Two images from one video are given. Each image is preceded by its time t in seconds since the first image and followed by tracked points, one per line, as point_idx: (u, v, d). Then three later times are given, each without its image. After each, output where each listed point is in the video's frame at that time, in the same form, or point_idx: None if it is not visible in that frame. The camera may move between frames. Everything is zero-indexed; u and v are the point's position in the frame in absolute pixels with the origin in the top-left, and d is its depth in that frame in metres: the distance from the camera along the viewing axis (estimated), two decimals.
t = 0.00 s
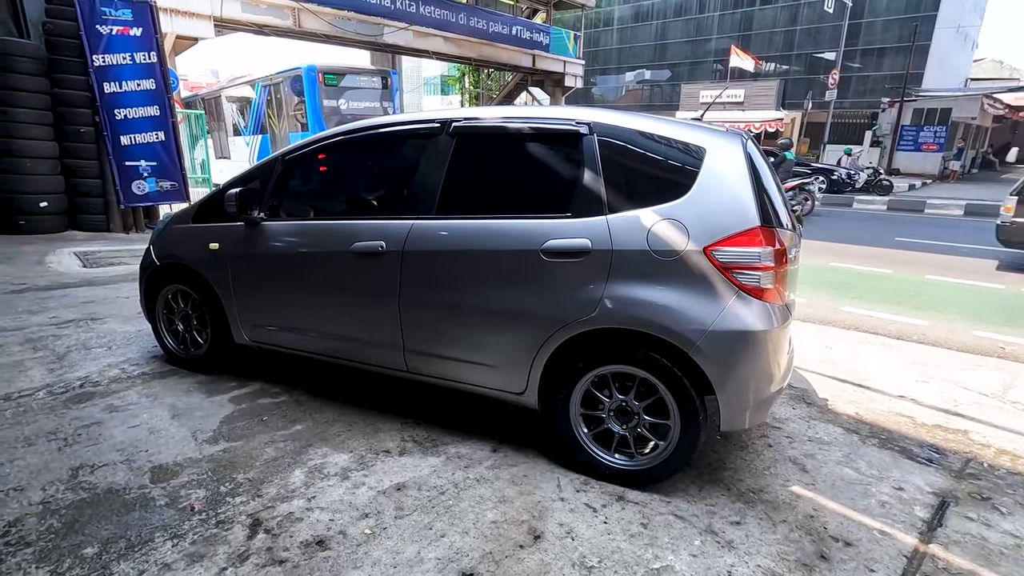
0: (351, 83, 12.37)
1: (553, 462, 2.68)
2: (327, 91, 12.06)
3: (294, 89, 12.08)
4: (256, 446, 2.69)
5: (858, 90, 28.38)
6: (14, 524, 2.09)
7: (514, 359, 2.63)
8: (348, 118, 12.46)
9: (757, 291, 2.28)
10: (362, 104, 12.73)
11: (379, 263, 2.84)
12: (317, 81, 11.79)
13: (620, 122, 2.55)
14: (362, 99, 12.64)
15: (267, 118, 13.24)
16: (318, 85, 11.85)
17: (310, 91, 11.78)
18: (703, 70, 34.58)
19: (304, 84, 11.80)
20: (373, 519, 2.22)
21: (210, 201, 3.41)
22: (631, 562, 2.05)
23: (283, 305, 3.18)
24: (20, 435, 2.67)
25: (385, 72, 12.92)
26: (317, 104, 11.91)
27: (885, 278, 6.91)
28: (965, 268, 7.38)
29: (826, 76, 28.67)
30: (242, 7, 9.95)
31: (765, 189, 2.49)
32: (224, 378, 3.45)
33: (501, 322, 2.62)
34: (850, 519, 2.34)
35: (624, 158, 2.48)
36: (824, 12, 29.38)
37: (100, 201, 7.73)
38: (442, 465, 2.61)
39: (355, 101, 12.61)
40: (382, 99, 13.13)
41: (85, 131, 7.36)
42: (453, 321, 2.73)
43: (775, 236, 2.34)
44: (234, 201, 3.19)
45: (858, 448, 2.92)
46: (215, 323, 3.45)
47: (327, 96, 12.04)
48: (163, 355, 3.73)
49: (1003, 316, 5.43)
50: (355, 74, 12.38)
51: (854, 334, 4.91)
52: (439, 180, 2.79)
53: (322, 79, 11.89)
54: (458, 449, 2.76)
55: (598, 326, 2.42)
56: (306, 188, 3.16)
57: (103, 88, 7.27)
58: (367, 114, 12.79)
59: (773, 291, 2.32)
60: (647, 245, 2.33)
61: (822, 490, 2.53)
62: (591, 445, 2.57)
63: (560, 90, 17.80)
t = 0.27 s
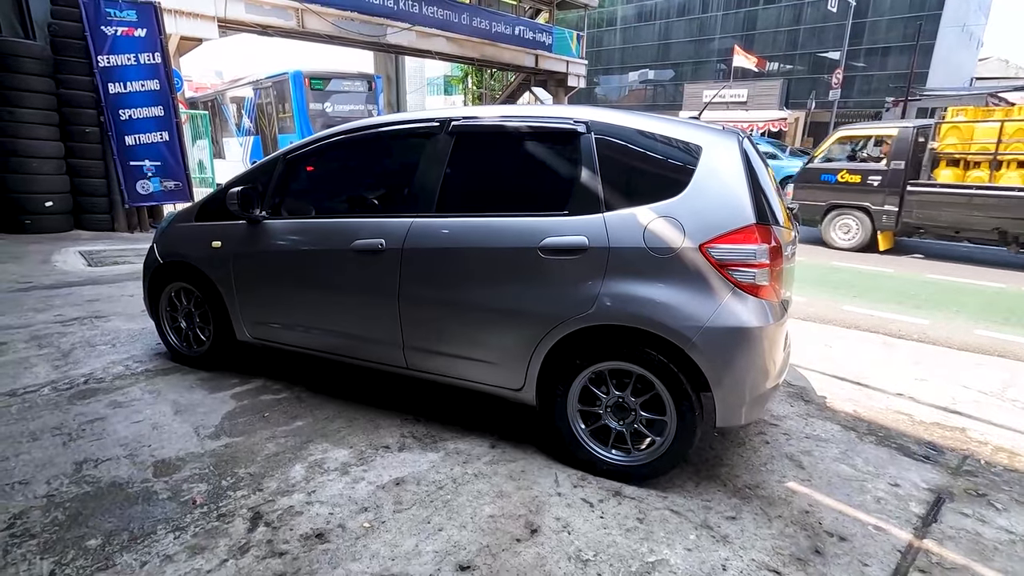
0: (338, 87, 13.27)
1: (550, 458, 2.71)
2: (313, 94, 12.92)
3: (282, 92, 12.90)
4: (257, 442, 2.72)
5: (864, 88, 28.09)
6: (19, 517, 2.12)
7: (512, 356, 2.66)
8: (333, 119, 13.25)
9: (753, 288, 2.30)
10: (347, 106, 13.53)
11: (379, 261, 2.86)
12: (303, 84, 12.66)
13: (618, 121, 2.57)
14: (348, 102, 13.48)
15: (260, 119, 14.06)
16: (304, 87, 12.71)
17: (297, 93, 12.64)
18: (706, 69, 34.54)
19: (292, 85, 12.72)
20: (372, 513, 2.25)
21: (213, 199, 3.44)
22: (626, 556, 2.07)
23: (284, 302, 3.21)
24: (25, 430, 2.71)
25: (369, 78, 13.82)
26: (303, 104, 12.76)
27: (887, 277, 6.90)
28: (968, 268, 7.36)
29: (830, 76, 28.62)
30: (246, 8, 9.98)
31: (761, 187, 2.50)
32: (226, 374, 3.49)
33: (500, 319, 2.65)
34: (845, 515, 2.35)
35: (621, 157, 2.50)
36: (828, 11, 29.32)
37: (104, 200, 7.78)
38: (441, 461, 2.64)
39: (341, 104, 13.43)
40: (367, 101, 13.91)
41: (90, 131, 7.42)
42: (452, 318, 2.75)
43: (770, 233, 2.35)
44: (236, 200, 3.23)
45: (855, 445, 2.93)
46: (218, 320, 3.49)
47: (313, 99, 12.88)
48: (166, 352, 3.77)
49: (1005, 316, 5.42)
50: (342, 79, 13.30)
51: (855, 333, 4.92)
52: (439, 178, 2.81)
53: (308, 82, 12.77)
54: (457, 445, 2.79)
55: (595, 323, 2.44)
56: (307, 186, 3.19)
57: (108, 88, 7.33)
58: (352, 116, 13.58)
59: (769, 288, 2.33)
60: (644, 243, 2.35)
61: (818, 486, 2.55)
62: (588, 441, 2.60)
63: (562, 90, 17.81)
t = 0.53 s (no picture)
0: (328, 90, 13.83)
1: (550, 454, 2.73)
2: (304, 97, 13.48)
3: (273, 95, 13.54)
4: (260, 438, 2.76)
5: (865, 88, 28.26)
6: (26, 510, 2.16)
7: (512, 353, 2.68)
8: (324, 121, 13.83)
9: (750, 285, 2.32)
10: (336, 110, 14.07)
11: (381, 259, 2.89)
12: (292, 88, 13.29)
13: (616, 120, 2.60)
14: (338, 105, 14.04)
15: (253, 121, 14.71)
16: (293, 91, 13.31)
17: (287, 97, 13.22)
18: (708, 70, 34.54)
19: (283, 89, 13.31)
20: (373, 507, 2.28)
21: (216, 199, 3.47)
22: (624, 550, 2.09)
23: (286, 300, 3.24)
24: (31, 427, 2.75)
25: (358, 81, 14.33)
26: (294, 107, 13.34)
27: (887, 277, 6.92)
28: (968, 267, 7.36)
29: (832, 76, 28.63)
30: (247, 10, 10.01)
31: (758, 185, 2.53)
32: (229, 372, 3.52)
33: (499, 317, 2.68)
34: (841, 510, 2.37)
35: (620, 156, 2.52)
36: (829, 12, 29.28)
37: (108, 201, 7.82)
38: (441, 457, 2.67)
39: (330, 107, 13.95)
40: (356, 104, 14.36)
41: (94, 132, 7.46)
42: (453, 316, 2.78)
43: (767, 231, 2.38)
44: (240, 199, 3.26)
45: (853, 442, 2.95)
46: (220, 319, 3.52)
47: (302, 102, 13.44)
48: (169, 350, 3.80)
49: (1004, 315, 5.43)
50: (332, 83, 13.86)
51: (855, 332, 4.93)
52: (439, 178, 2.84)
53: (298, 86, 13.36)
54: (457, 441, 2.81)
55: (594, 320, 2.47)
56: (308, 185, 3.22)
57: (111, 90, 7.38)
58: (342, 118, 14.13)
59: (765, 285, 2.36)
60: (642, 240, 2.38)
61: (815, 482, 2.57)
62: (587, 437, 2.62)
63: (564, 90, 17.84)
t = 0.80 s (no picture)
0: (323, 92, 13.98)
1: (554, 450, 2.74)
2: (299, 99, 13.64)
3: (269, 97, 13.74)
4: (266, 434, 2.78)
5: (868, 87, 28.21)
6: (36, 505, 2.18)
7: (516, 349, 2.70)
8: (319, 122, 13.98)
9: (753, 281, 2.33)
10: (330, 110, 14.19)
11: (385, 256, 2.91)
12: (287, 90, 13.46)
13: (619, 117, 2.61)
14: (332, 106, 14.19)
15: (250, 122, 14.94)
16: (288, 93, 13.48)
17: (282, 98, 13.41)
18: (710, 69, 34.51)
19: (278, 91, 13.46)
20: (379, 502, 2.29)
21: (221, 198, 3.49)
22: (629, 543, 2.11)
23: (291, 298, 3.26)
24: (39, 423, 2.77)
25: (353, 82, 14.48)
26: (289, 109, 13.50)
27: (891, 275, 6.91)
28: (972, 266, 7.35)
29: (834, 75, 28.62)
30: (250, 11, 10.02)
31: (761, 181, 2.54)
32: (234, 369, 3.54)
33: (503, 313, 2.69)
34: (845, 505, 2.38)
35: (623, 152, 2.54)
36: (832, 11, 29.22)
37: (113, 201, 7.84)
38: (446, 453, 2.68)
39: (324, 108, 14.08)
40: (349, 105, 14.48)
41: (98, 133, 7.49)
42: (457, 313, 2.79)
43: (770, 227, 2.39)
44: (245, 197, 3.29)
45: (857, 438, 2.96)
46: (226, 316, 3.54)
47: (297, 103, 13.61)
48: (175, 348, 3.82)
49: (1008, 312, 5.43)
50: (327, 84, 14.01)
51: (858, 330, 4.93)
52: (443, 175, 2.86)
53: (292, 88, 13.53)
54: (462, 437, 2.83)
55: (598, 316, 2.48)
56: (313, 183, 3.24)
57: (116, 90, 7.43)
58: (337, 120, 14.28)
59: (769, 281, 2.37)
60: (645, 237, 2.39)
61: (818, 477, 2.58)
62: (591, 433, 2.63)
63: (566, 90, 17.85)
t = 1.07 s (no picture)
0: (318, 95, 14.16)
1: (557, 445, 2.78)
2: (295, 101, 13.84)
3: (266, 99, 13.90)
4: (273, 430, 2.82)
5: (870, 87, 28.21)
6: (49, 498, 2.22)
7: (520, 346, 2.73)
8: (315, 124, 14.22)
9: (754, 278, 2.36)
10: (326, 113, 14.36)
11: (390, 254, 2.95)
12: (283, 93, 13.63)
13: (622, 117, 2.65)
14: (327, 108, 14.40)
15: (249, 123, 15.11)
16: (285, 95, 13.65)
17: (278, 101, 13.59)
18: (712, 69, 34.52)
19: (275, 93, 13.60)
20: (386, 496, 2.33)
21: (228, 197, 3.54)
22: (631, 536, 2.14)
23: (297, 296, 3.30)
24: (51, 419, 2.82)
25: (348, 84, 14.63)
26: (286, 111, 13.71)
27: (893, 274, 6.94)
28: (974, 264, 7.37)
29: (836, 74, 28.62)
30: (253, 12, 10.06)
31: (761, 179, 2.57)
32: (241, 366, 3.59)
33: (507, 310, 2.72)
34: (845, 499, 2.41)
35: (625, 152, 2.57)
36: (834, 10, 29.20)
37: (118, 201, 7.90)
38: (451, 448, 2.72)
39: (320, 110, 14.28)
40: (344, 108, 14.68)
41: (104, 133, 7.54)
42: (461, 310, 2.83)
43: (771, 225, 2.42)
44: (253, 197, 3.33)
45: (857, 435, 2.99)
46: (233, 314, 3.58)
47: (294, 106, 13.79)
48: (182, 345, 3.87)
49: (1009, 311, 5.45)
50: (322, 87, 14.18)
51: (860, 328, 4.96)
52: (447, 174, 2.90)
53: (289, 91, 13.70)
54: (466, 433, 2.87)
55: (601, 313, 2.51)
56: (319, 183, 3.28)
57: (121, 91, 7.48)
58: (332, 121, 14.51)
59: (769, 278, 2.40)
60: (647, 234, 2.42)
61: (818, 472, 2.61)
62: (594, 429, 2.67)
63: (568, 90, 17.88)
